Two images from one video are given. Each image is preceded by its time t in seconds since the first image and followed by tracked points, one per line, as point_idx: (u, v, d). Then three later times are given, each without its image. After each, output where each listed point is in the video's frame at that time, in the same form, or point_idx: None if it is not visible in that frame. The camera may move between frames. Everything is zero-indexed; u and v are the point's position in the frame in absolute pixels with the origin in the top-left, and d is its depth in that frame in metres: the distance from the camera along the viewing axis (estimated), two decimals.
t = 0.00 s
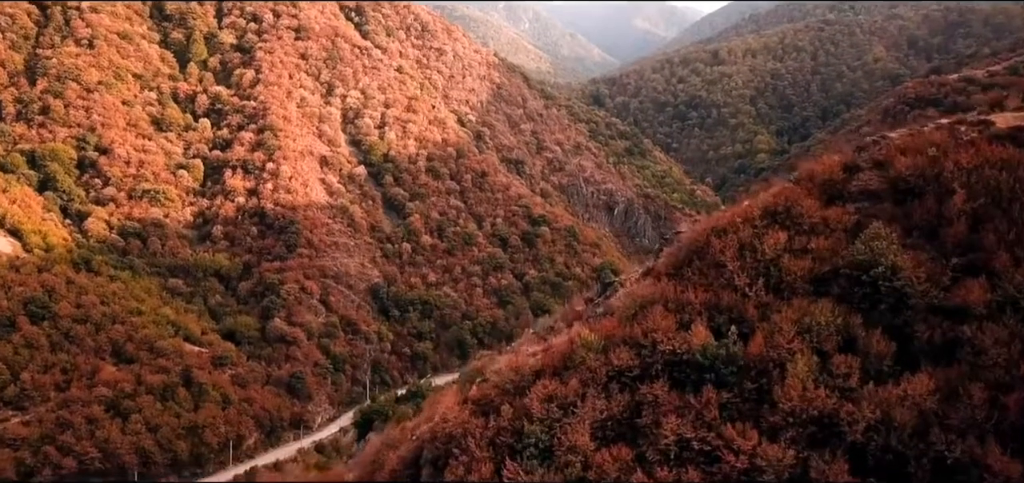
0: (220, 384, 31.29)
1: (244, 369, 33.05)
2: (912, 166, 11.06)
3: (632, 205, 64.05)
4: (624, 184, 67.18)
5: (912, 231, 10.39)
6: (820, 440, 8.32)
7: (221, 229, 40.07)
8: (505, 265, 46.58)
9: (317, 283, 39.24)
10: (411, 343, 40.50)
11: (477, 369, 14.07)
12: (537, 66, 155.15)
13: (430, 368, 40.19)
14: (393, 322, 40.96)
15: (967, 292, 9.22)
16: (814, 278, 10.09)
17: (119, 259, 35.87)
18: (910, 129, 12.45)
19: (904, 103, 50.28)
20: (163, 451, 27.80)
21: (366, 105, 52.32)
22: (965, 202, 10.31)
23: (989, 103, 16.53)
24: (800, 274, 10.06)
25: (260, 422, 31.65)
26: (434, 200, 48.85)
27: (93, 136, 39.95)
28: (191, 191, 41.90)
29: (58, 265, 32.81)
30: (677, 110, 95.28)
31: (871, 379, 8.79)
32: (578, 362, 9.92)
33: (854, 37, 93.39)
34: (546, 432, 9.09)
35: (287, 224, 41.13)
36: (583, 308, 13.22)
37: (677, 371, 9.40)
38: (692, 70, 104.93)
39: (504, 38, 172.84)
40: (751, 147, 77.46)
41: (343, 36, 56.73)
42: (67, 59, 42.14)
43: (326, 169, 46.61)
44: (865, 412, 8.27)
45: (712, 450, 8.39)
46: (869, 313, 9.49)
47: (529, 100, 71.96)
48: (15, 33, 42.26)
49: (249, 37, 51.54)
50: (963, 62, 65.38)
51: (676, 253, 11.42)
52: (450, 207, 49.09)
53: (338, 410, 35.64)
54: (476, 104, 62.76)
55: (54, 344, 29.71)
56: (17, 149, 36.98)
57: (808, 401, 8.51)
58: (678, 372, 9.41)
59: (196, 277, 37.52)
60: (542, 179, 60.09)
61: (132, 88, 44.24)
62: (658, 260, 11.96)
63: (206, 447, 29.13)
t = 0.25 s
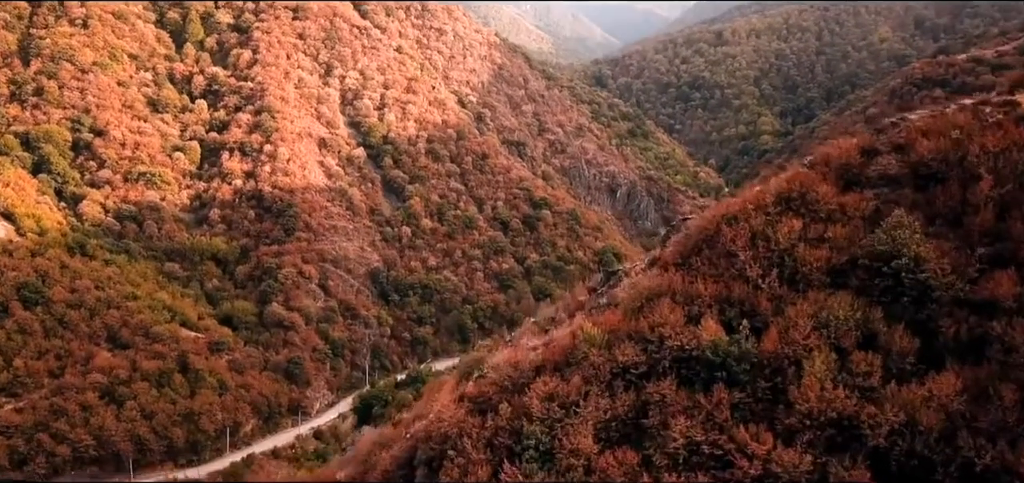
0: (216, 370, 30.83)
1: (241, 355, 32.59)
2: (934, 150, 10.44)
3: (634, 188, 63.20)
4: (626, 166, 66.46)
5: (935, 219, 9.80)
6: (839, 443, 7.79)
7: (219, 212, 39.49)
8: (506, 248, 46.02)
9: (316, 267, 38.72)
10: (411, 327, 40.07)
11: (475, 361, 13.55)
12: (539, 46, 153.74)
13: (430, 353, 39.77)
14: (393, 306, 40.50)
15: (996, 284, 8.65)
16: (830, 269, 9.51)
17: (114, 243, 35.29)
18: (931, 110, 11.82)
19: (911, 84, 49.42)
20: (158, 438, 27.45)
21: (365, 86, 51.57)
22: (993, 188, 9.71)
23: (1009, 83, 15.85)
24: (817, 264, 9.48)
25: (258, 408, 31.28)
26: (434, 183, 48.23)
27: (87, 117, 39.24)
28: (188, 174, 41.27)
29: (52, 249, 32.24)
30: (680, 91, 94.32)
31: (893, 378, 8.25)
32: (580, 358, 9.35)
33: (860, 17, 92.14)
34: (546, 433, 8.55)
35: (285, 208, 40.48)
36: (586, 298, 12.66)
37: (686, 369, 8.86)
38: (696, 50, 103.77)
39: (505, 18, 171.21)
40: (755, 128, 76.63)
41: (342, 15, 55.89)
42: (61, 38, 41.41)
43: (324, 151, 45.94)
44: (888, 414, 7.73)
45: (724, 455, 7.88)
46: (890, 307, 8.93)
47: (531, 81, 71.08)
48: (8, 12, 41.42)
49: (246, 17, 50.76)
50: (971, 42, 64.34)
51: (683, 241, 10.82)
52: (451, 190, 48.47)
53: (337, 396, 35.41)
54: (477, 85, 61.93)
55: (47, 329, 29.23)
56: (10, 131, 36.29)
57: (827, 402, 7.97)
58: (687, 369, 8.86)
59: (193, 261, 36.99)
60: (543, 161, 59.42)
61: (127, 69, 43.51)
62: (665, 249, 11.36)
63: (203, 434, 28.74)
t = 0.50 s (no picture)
0: (214, 360, 30.46)
1: (240, 345, 32.28)
2: (950, 138, 10.01)
3: (637, 176, 62.45)
4: (628, 153, 65.95)
5: (953, 210, 9.37)
6: (854, 448, 7.40)
7: (216, 200, 39.06)
8: (506, 237, 45.59)
9: (314, 256, 38.37)
10: (411, 316, 39.81)
11: (475, 356, 13.19)
12: (541, 32, 152.65)
13: (430, 343, 39.53)
14: (392, 296, 40.19)
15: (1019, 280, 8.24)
16: (844, 263, 9.10)
17: (111, 231, 34.83)
18: (947, 97, 11.37)
19: (917, 70, 48.78)
20: (155, 429, 27.18)
21: (364, 73, 51.06)
22: (1013, 178, 9.27)
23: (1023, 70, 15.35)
24: (829, 259, 9.08)
25: (256, 398, 31.01)
26: (434, 170, 47.79)
27: (84, 104, 38.72)
28: (185, 161, 40.86)
29: (48, 238, 31.81)
30: (682, 78, 93.56)
31: (910, 379, 7.86)
32: (583, 356, 8.96)
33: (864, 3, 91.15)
34: (546, 435, 8.17)
35: (283, 196, 40.07)
36: (588, 292, 12.29)
37: (692, 368, 8.47)
38: (698, 36, 102.92)
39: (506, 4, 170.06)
40: (758, 115, 76.00)
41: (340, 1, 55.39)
42: (56, 24, 40.95)
43: (323, 138, 45.48)
44: (906, 418, 7.34)
45: (732, 459, 7.50)
46: (907, 303, 8.52)
47: (532, 67, 70.47)
48: None
49: (244, 2, 50.32)
50: (977, 27, 63.56)
51: (690, 233, 10.41)
52: (451, 177, 48.00)
53: (337, 386, 35.11)
54: (477, 71, 61.37)
55: (43, 319, 28.89)
56: (6, 118, 35.74)
57: (841, 404, 7.58)
58: (694, 368, 8.48)
59: (191, 250, 36.63)
60: (544, 148, 58.94)
61: (124, 55, 43.05)
62: (671, 242, 10.95)
63: (200, 425, 28.42)
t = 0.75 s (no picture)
0: (211, 348, 29.96)
1: (237, 332, 31.82)
2: (977, 122, 9.44)
3: (638, 159, 62.15)
4: (631, 136, 65.24)
5: (978, 200, 8.83)
6: (877, 456, 6.90)
7: (214, 184, 38.47)
8: (507, 222, 45.04)
9: (313, 241, 37.88)
10: (411, 302, 39.55)
11: (474, 349, 12.72)
12: (542, 13, 151.14)
13: (429, 328, 39.24)
14: (392, 281, 39.78)
15: None
16: (863, 257, 8.58)
17: (106, 216, 34.19)
18: (970, 79, 10.78)
19: (924, 52, 47.93)
20: (151, 418, 26.90)
21: (363, 55, 50.45)
22: None
23: None
24: (848, 252, 8.56)
25: (253, 385, 30.65)
26: (433, 154, 47.17)
27: (78, 86, 38.01)
28: (182, 145, 40.28)
29: (41, 223, 31.07)
30: (686, 60, 92.51)
31: (936, 381, 7.36)
32: (585, 355, 8.46)
33: None
34: (547, 440, 7.68)
35: (281, 180, 39.50)
36: (591, 284, 11.79)
37: (702, 369, 7.96)
38: (702, 17, 101.69)
39: None
40: (762, 97, 75.12)
41: None
42: (50, 6, 40.35)
43: (321, 121, 44.84)
44: (934, 425, 6.83)
45: (746, 468, 7.01)
46: (931, 299, 8.00)
47: (534, 48, 69.57)
48: None
49: None
50: (985, 8, 62.53)
51: (698, 224, 9.89)
52: (451, 161, 47.34)
53: (335, 373, 34.93)
54: (478, 53, 60.54)
55: (36, 305, 28.35)
56: None
57: (863, 410, 7.07)
58: (704, 369, 7.97)
59: (187, 235, 36.07)
60: (546, 131, 58.26)
61: (119, 37, 42.33)
62: (679, 232, 10.42)
63: (197, 413, 28.04)
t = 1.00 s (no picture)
0: (209, 340, 29.65)
1: (235, 323, 31.55)
2: (994, 113, 9.08)
3: (640, 149, 61.71)
4: (632, 126, 64.82)
5: (996, 194, 8.48)
6: (892, 464, 6.58)
7: (212, 175, 38.12)
8: (508, 212, 44.70)
9: (311, 232, 37.59)
10: (411, 294, 39.27)
11: (474, 347, 12.45)
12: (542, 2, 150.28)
13: (429, 319, 39.06)
14: (392, 272, 39.49)
15: None
16: (876, 254, 8.25)
17: (103, 207, 33.84)
18: (985, 69, 10.41)
19: (929, 41, 47.46)
20: (148, 411, 26.65)
21: (362, 44, 50.08)
22: None
23: None
24: (860, 248, 8.23)
25: (251, 378, 30.40)
26: (433, 144, 46.79)
27: (75, 76, 37.61)
28: (179, 135, 39.90)
29: (37, 214, 30.74)
30: (687, 49, 91.87)
31: (953, 385, 7.05)
32: (587, 356, 8.15)
33: None
34: (547, 446, 7.37)
35: (279, 170, 39.15)
36: (593, 279, 11.49)
37: (708, 370, 7.65)
38: (704, 6, 101.00)
39: None
40: (764, 86, 74.60)
41: None
42: None
43: (320, 110, 44.46)
44: (952, 431, 6.53)
45: (755, 476, 6.70)
46: (947, 298, 7.67)
47: (534, 37, 69.04)
48: None
49: None
50: None
51: (704, 218, 9.56)
52: (451, 151, 46.97)
53: (335, 365, 34.69)
54: (478, 41, 60.07)
55: (32, 297, 28.05)
56: None
57: (878, 415, 6.76)
58: (710, 371, 7.66)
59: (185, 226, 35.75)
60: (547, 120, 57.85)
61: (116, 25, 41.87)
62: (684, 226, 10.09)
63: (195, 406, 27.80)
